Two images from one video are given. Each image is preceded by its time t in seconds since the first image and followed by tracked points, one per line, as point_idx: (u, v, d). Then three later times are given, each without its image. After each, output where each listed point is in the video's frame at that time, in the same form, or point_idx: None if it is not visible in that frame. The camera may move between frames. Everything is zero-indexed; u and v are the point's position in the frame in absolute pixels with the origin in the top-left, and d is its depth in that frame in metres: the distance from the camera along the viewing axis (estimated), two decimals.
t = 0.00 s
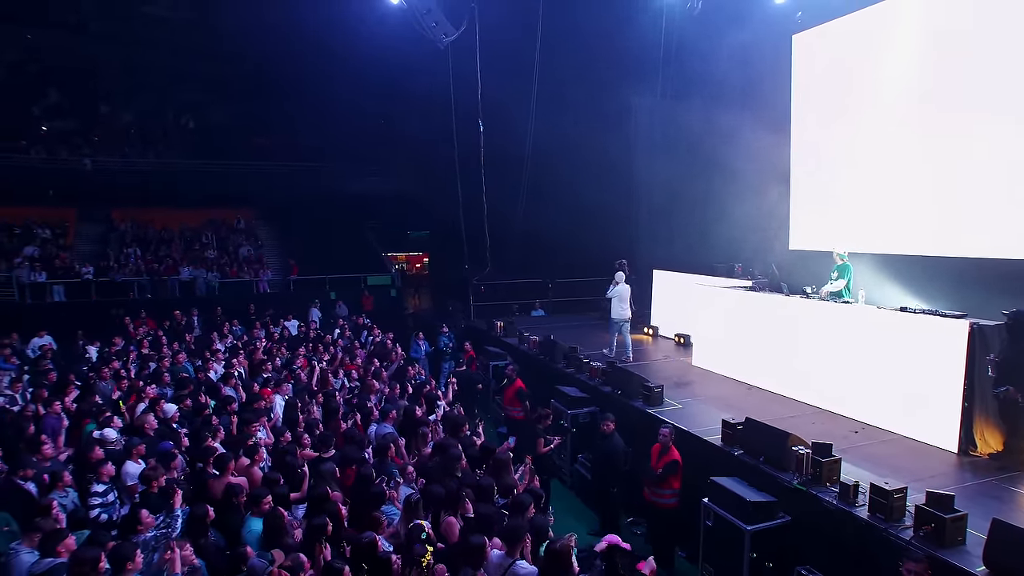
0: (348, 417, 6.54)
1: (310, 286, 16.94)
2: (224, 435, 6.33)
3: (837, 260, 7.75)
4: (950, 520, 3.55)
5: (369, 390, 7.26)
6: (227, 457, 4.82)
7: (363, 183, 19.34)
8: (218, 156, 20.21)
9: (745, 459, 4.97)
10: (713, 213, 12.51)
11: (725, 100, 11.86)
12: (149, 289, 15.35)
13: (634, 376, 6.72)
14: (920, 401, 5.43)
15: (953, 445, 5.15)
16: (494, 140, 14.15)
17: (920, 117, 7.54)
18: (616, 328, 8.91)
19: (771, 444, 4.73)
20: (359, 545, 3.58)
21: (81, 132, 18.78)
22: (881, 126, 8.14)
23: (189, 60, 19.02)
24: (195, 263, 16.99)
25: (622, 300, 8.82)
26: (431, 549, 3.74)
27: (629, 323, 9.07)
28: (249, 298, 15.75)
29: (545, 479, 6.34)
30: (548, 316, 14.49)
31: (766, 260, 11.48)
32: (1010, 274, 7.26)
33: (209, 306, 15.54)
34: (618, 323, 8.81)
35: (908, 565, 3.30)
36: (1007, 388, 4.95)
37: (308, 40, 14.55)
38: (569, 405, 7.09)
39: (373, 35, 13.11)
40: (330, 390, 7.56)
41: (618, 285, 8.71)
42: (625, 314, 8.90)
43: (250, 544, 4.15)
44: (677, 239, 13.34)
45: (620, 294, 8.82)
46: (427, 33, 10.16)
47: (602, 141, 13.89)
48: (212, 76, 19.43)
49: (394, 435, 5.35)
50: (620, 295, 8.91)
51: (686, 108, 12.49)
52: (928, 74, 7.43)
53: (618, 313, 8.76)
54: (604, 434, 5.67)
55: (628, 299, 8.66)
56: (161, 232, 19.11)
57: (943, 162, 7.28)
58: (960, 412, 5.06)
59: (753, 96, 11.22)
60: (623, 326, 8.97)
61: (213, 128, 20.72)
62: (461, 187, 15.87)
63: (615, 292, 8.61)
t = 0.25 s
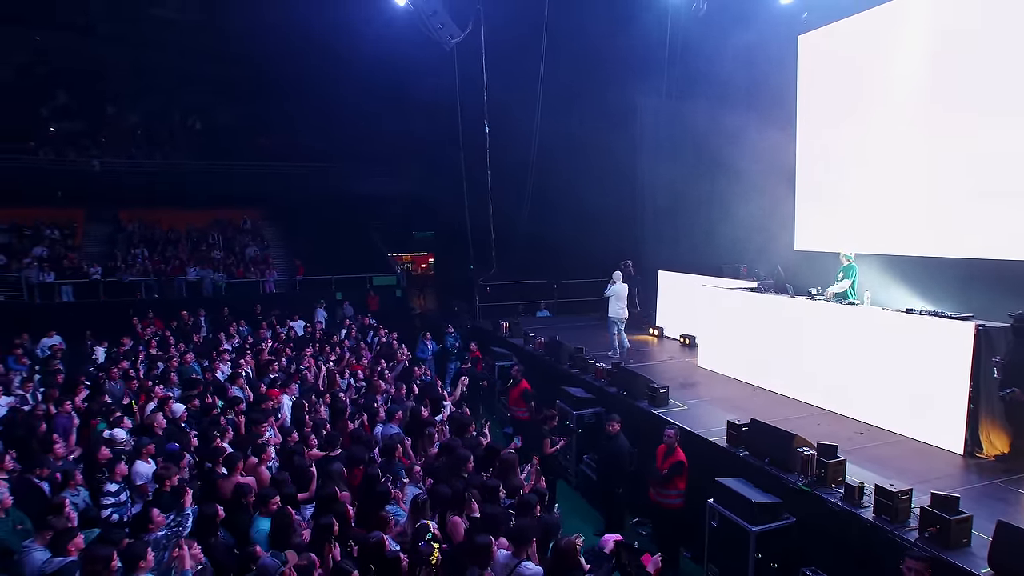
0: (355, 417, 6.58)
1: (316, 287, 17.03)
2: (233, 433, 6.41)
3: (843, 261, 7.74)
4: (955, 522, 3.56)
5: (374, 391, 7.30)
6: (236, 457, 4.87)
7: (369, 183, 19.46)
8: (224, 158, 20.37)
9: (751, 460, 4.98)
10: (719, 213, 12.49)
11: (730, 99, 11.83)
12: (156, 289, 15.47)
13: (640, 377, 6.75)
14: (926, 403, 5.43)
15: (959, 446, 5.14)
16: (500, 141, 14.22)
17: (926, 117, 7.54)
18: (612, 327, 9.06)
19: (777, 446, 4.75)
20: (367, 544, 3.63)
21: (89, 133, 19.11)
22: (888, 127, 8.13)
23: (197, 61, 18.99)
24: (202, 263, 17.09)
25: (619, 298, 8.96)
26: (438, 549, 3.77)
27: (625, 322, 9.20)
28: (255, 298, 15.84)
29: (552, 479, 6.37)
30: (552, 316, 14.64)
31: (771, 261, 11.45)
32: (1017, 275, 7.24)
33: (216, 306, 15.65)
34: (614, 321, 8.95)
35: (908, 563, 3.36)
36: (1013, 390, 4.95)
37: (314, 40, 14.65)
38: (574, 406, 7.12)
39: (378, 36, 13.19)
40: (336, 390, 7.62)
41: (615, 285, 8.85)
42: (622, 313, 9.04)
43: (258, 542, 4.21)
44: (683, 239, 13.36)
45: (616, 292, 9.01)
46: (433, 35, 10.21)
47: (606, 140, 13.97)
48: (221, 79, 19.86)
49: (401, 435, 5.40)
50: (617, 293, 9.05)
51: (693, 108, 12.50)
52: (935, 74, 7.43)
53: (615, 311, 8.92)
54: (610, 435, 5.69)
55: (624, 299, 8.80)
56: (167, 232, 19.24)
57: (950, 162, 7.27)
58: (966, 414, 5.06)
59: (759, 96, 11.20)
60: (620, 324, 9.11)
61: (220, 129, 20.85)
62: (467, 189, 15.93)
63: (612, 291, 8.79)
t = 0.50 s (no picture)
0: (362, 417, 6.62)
1: (323, 287, 17.10)
2: (242, 433, 6.47)
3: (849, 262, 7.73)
4: (960, 523, 3.57)
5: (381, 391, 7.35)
6: (245, 457, 4.93)
7: (373, 184, 19.74)
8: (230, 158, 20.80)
9: (756, 461, 5.00)
10: (725, 214, 12.47)
11: (735, 100, 11.82)
12: (163, 289, 15.58)
13: (645, 378, 6.78)
14: (931, 404, 5.43)
15: (965, 448, 5.14)
16: (505, 142, 14.30)
17: (930, 119, 7.54)
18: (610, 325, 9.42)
19: (782, 447, 4.77)
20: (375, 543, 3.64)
21: (97, 135, 19.62)
22: (893, 129, 8.12)
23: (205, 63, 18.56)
24: (208, 264, 17.18)
25: (618, 298, 9.41)
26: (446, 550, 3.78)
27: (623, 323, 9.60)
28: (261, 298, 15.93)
29: (558, 480, 6.39)
30: (558, 317, 14.65)
31: (777, 262, 11.43)
32: None
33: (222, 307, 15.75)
34: (613, 319, 9.33)
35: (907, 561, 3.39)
36: (1020, 392, 4.94)
37: (320, 41, 14.70)
38: (580, 407, 7.15)
39: (384, 37, 13.23)
40: (343, 390, 7.67)
41: (614, 285, 9.36)
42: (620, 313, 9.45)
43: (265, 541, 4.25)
44: (689, 240, 13.35)
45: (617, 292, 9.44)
46: (439, 36, 10.24)
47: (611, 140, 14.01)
48: (225, 81, 19.65)
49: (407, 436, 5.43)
50: (616, 295, 9.53)
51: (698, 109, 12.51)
52: (939, 76, 7.42)
53: (613, 310, 9.33)
54: (615, 436, 5.72)
55: (623, 297, 9.23)
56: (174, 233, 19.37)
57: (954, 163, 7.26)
58: (972, 416, 5.06)
59: (764, 96, 11.20)
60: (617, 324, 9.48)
61: (226, 130, 20.97)
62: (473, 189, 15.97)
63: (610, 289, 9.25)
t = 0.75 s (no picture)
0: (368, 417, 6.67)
1: (329, 287, 17.18)
2: (250, 432, 6.53)
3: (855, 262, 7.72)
4: (965, 524, 3.58)
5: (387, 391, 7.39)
6: (253, 457, 4.98)
7: (376, 184, 19.98)
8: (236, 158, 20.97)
9: (761, 462, 5.02)
10: (731, 214, 12.46)
11: (741, 100, 11.81)
12: (171, 289, 15.69)
13: (651, 379, 6.80)
14: (938, 405, 5.43)
15: (971, 449, 5.14)
16: (511, 142, 14.36)
17: (936, 119, 7.53)
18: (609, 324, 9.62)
19: (787, 447, 4.78)
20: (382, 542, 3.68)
21: (106, 136, 19.88)
22: (899, 130, 8.10)
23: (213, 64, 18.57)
24: (215, 264, 17.26)
25: (617, 298, 9.58)
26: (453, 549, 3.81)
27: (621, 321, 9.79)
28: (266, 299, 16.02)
29: (563, 480, 6.41)
30: (565, 318, 14.78)
31: (783, 262, 11.41)
32: None
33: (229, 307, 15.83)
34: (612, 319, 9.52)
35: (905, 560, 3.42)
36: None
37: (326, 41, 14.76)
38: (585, 407, 7.18)
39: (389, 38, 13.28)
40: (350, 391, 7.72)
41: (614, 284, 9.54)
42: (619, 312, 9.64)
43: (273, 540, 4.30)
44: (695, 240, 13.35)
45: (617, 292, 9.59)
46: (446, 37, 10.27)
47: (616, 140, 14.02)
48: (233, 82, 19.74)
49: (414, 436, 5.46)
50: (616, 294, 9.70)
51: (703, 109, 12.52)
52: (945, 76, 7.40)
53: (612, 309, 9.50)
54: (621, 436, 5.74)
55: (623, 297, 9.41)
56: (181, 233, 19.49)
57: (960, 164, 7.25)
58: (978, 417, 5.06)
59: (769, 96, 11.19)
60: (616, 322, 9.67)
61: (233, 131, 21.08)
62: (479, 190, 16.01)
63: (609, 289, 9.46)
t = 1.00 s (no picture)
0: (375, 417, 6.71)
1: (335, 287, 17.25)
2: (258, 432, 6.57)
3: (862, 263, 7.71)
4: (971, 525, 3.59)
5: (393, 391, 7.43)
6: (262, 456, 5.03)
7: (383, 184, 19.93)
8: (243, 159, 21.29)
9: (767, 462, 5.03)
10: (737, 214, 12.46)
11: (746, 100, 11.80)
12: (177, 289, 15.80)
13: (657, 379, 6.81)
14: (944, 406, 5.42)
15: (977, 450, 5.13)
16: (516, 143, 14.40)
17: (943, 121, 7.51)
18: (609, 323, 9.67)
19: (793, 448, 4.79)
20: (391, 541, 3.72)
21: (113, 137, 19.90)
22: (905, 131, 8.08)
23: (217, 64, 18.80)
24: (222, 265, 17.33)
25: (618, 296, 9.61)
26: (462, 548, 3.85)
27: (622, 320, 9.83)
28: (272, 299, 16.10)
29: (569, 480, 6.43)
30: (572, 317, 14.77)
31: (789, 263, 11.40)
32: None
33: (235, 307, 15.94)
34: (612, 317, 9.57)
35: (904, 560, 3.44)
36: None
37: (330, 42, 14.80)
38: (591, 407, 7.20)
39: (394, 39, 13.31)
40: (357, 390, 7.76)
41: (614, 282, 9.57)
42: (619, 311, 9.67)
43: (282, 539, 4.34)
44: (700, 241, 13.35)
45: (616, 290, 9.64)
46: (451, 39, 10.29)
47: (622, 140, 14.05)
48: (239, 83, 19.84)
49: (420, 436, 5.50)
50: (616, 292, 9.73)
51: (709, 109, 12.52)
52: (952, 77, 7.38)
53: (613, 308, 9.56)
54: (626, 436, 5.77)
55: (623, 296, 9.44)
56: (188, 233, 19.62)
57: (967, 165, 7.23)
58: (984, 418, 5.05)
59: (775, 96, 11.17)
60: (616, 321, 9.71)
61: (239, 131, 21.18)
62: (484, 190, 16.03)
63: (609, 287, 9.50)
